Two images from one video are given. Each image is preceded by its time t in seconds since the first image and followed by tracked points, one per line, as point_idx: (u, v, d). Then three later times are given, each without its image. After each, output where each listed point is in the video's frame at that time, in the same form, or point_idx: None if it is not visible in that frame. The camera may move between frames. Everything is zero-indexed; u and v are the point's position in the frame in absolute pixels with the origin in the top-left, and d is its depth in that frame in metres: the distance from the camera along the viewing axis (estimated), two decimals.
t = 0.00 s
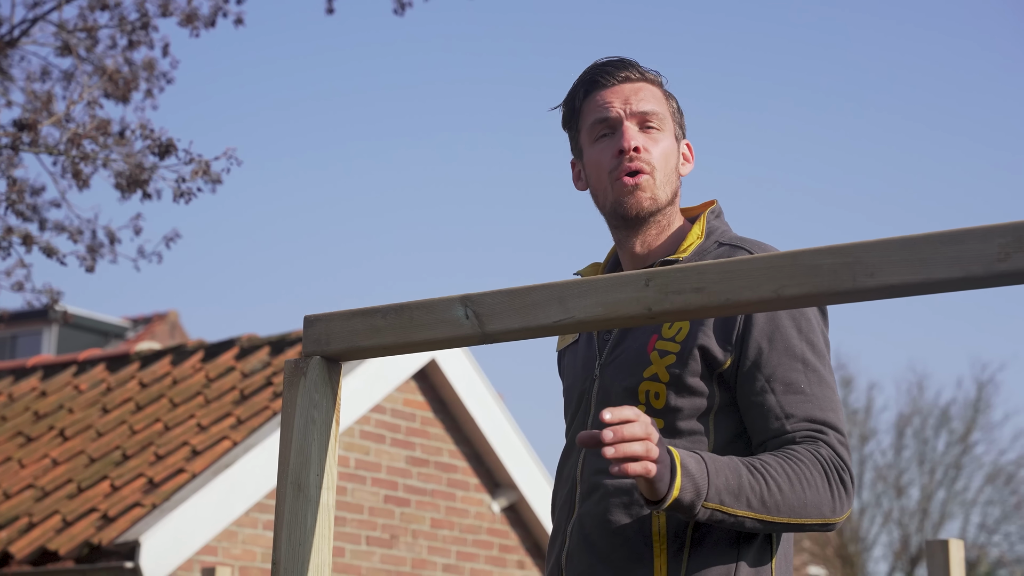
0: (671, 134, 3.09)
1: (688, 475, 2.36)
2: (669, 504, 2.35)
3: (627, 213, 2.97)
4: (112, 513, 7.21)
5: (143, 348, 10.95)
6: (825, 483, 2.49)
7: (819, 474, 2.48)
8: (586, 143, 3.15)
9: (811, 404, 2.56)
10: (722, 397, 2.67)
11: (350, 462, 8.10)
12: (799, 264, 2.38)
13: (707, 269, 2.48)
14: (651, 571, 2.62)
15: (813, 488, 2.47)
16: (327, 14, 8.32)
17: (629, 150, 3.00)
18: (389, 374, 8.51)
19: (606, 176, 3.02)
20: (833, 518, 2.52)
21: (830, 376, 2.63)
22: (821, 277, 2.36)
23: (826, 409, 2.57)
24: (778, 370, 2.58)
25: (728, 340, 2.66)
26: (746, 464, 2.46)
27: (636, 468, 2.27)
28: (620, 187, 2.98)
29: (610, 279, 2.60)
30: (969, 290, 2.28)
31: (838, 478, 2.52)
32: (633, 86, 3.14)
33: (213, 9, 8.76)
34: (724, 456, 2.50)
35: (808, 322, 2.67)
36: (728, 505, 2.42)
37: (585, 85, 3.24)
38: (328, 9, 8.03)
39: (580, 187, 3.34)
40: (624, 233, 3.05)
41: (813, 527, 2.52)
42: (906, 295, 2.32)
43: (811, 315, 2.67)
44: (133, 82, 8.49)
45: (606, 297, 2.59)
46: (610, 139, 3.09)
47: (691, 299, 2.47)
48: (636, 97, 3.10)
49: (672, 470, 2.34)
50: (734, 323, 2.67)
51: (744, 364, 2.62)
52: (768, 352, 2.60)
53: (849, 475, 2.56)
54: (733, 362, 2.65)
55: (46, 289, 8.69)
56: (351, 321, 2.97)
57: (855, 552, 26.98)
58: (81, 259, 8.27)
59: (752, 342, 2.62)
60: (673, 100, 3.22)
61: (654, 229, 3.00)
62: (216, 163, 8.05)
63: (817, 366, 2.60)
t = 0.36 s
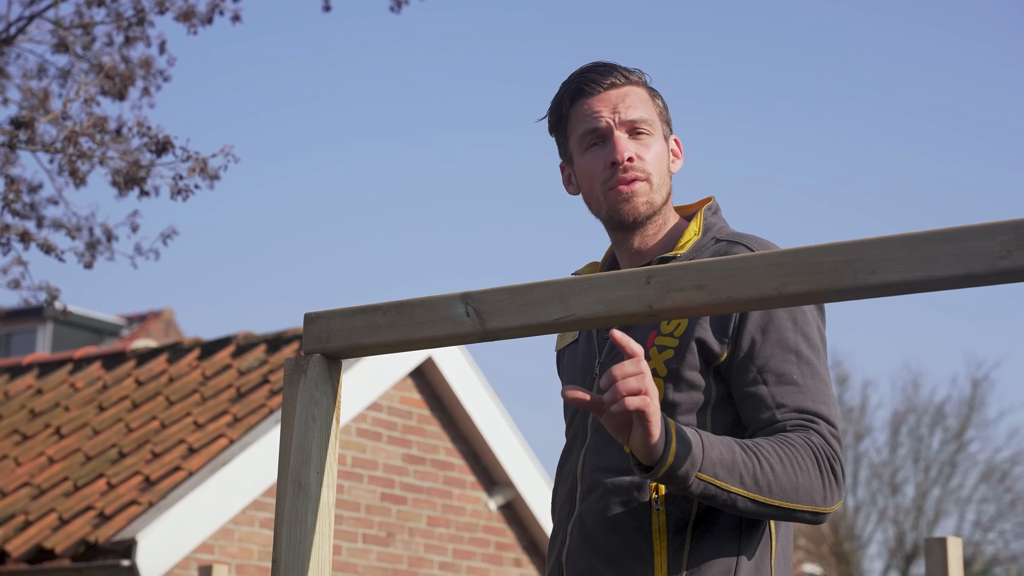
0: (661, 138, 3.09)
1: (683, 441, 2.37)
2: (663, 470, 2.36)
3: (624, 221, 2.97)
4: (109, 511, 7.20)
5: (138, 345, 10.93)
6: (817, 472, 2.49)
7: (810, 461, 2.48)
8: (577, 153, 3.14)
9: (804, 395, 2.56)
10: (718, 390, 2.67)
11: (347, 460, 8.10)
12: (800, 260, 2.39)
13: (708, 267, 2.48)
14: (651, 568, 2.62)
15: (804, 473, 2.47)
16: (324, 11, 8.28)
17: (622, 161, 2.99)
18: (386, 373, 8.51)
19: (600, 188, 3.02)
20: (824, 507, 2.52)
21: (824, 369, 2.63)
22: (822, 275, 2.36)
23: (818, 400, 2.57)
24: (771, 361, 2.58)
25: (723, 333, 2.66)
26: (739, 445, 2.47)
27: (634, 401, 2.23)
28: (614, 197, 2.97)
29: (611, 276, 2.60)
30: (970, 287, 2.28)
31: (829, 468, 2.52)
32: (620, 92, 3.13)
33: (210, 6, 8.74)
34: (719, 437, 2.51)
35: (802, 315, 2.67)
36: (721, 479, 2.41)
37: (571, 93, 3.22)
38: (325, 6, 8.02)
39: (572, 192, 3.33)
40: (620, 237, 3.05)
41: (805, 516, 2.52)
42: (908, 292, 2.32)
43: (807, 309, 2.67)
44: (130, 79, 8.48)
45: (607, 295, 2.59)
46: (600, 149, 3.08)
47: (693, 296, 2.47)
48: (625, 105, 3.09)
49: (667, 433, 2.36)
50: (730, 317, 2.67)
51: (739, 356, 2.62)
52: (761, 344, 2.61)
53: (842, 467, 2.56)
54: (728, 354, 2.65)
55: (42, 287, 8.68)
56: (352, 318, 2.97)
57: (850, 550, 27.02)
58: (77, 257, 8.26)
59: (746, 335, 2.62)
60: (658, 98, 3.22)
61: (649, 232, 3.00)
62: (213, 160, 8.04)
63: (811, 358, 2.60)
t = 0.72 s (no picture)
0: (664, 137, 3.09)
1: (689, 445, 2.37)
2: (669, 472, 2.36)
3: (624, 218, 2.97)
4: (106, 510, 7.19)
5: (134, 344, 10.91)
6: (820, 472, 2.49)
7: (814, 462, 2.48)
8: (580, 149, 3.14)
9: (807, 396, 2.56)
10: (720, 390, 2.67)
11: (343, 460, 8.09)
12: (803, 261, 2.38)
13: (711, 267, 2.47)
14: (653, 568, 2.62)
15: (808, 475, 2.47)
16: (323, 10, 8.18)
17: (624, 157, 2.99)
18: (385, 373, 8.51)
19: (602, 184, 3.01)
20: (827, 508, 2.52)
21: (827, 370, 2.63)
22: (826, 275, 2.35)
23: (822, 402, 2.57)
24: (773, 362, 2.58)
25: (725, 334, 2.66)
26: (744, 447, 2.46)
27: (640, 405, 2.23)
28: (616, 194, 2.97)
29: (613, 277, 2.59)
30: (974, 288, 2.27)
31: (832, 469, 2.52)
32: (624, 90, 3.13)
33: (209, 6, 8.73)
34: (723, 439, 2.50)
35: (805, 317, 2.67)
36: (726, 482, 2.41)
37: (576, 89, 3.22)
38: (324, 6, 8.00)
39: (574, 188, 3.33)
40: (621, 236, 3.05)
41: (809, 516, 2.51)
42: (911, 293, 2.32)
43: (808, 310, 2.67)
44: (128, 79, 8.46)
45: (610, 295, 2.58)
46: (603, 145, 3.08)
47: (696, 297, 2.47)
48: (629, 103, 3.08)
49: (673, 437, 2.36)
50: (731, 317, 2.67)
51: (741, 356, 2.62)
52: (763, 345, 2.60)
53: (844, 468, 2.56)
54: (730, 355, 2.65)
55: (39, 287, 8.67)
56: (354, 318, 2.96)
57: (844, 551, 27.03)
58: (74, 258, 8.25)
59: (748, 336, 2.62)
60: (663, 99, 3.22)
61: (649, 230, 3.00)
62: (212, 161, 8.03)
63: (813, 359, 2.60)
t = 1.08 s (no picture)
0: (667, 140, 3.09)
1: (683, 455, 2.36)
2: (663, 484, 2.35)
3: (623, 218, 2.96)
4: (96, 514, 7.17)
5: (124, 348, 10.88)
6: (817, 479, 2.49)
7: (811, 468, 2.48)
8: (582, 146, 3.15)
9: (803, 402, 2.56)
10: (716, 396, 2.67)
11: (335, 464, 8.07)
12: (800, 266, 2.38)
13: (708, 271, 2.47)
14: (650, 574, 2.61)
15: (804, 482, 2.47)
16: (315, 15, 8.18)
17: (627, 155, 2.99)
18: (378, 375, 8.51)
19: (602, 181, 3.02)
20: (824, 515, 2.52)
21: (823, 375, 2.63)
22: (824, 280, 2.35)
23: (818, 407, 2.57)
24: (770, 368, 2.58)
25: (721, 339, 2.66)
26: (739, 454, 2.46)
27: (635, 420, 2.23)
28: (616, 191, 2.97)
29: (611, 281, 2.59)
30: (971, 294, 2.27)
31: (829, 475, 2.52)
32: (630, 90, 3.13)
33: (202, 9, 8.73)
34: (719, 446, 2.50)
35: (801, 322, 2.67)
36: (721, 491, 2.41)
37: (582, 86, 3.23)
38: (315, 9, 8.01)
39: (574, 187, 3.33)
40: (618, 237, 3.04)
41: (805, 523, 2.51)
42: (908, 298, 2.32)
43: (805, 315, 2.67)
44: (120, 82, 8.45)
45: (607, 299, 2.58)
46: (606, 143, 3.08)
47: (693, 300, 2.46)
48: (635, 102, 3.09)
49: (669, 448, 2.35)
50: (728, 322, 2.67)
51: (737, 362, 2.62)
52: (760, 350, 2.60)
53: (841, 473, 2.56)
54: (727, 361, 2.65)
55: (30, 289, 8.64)
56: (350, 321, 2.95)
57: (834, 556, 27.05)
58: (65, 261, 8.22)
59: (744, 341, 2.62)
60: (668, 102, 3.22)
61: (648, 231, 3.00)
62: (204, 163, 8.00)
63: (810, 365, 2.60)
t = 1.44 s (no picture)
0: (658, 147, 3.10)
1: (672, 446, 2.36)
2: (651, 473, 2.35)
3: (616, 228, 2.97)
4: (82, 521, 7.13)
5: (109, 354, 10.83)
6: (807, 485, 2.49)
7: (801, 474, 2.48)
8: (573, 155, 3.15)
9: (794, 409, 2.56)
10: (707, 402, 2.68)
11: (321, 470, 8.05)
12: (793, 272, 2.39)
13: (700, 277, 2.48)
14: None
15: (793, 486, 2.47)
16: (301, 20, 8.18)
17: (619, 167, 3.00)
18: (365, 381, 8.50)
19: (595, 192, 3.02)
20: (813, 521, 2.52)
21: (814, 383, 2.63)
22: (816, 286, 2.36)
23: (809, 414, 2.58)
24: (762, 375, 2.58)
25: (713, 346, 2.66)
26: (729, 454, 2.47)
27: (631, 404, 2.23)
28: (608, 201, 2.98)
29: (603, 287, 2.59)
30: (962, 299, 2.28)
31: (819, 482, 2.52)
32: (621, 98, 3.14)
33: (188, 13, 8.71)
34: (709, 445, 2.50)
35: (793, 329, 2.67)
36: (709, 487, 2.41)
37: (572, 94, 3.22)
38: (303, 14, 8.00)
39: (564, 193, 3.34)
40: (610, 244, 3.05)
41: (794, 529, 2.52)
42: (900, 304, 2.32)
43: (796, 322, 2.68)
44: (106, 86, 8.42)
45: (599, 304, 2.58)
46: (598, 153, 3.08)
47: (685, 307, 2.46)
48: (626, 111, 3.09)
49: (658, 437, 2.35)
50: (720, 329, 2.67)
51: (729, 369, 2.62)
52: (752, 357, 2.61)
53: (831, 480, 2.56)
54: (718, 368, 2.65)
55: (15, 294, 8.60)
56: (341, 327, 2.95)
57: (818, 562, 27.11)
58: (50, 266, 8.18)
59: (736, 348, 2.63)
60: (658, 107, 3.23)
61: (640, 238, 3.00)
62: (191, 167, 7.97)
63: (801, 372, 2.60)
